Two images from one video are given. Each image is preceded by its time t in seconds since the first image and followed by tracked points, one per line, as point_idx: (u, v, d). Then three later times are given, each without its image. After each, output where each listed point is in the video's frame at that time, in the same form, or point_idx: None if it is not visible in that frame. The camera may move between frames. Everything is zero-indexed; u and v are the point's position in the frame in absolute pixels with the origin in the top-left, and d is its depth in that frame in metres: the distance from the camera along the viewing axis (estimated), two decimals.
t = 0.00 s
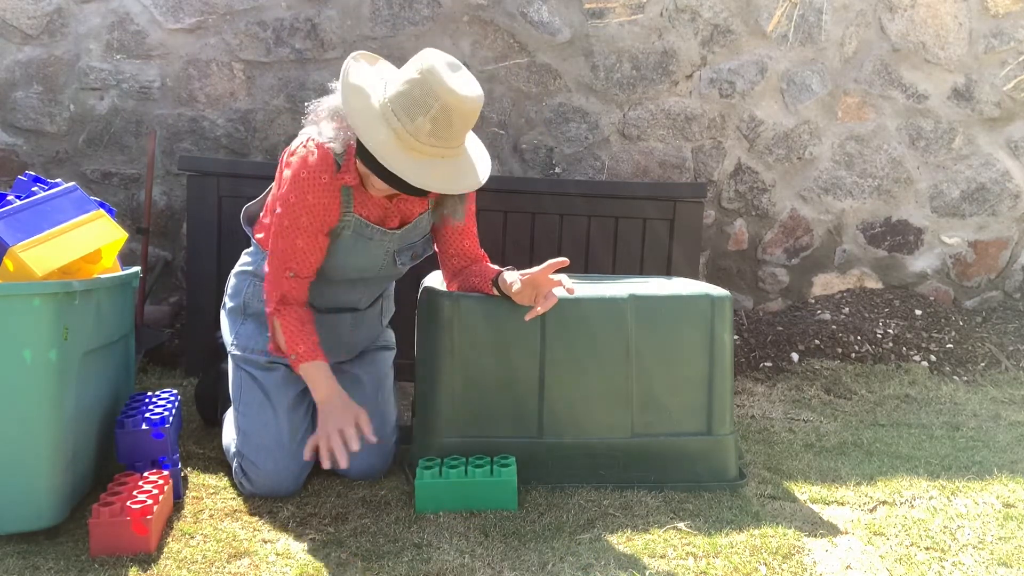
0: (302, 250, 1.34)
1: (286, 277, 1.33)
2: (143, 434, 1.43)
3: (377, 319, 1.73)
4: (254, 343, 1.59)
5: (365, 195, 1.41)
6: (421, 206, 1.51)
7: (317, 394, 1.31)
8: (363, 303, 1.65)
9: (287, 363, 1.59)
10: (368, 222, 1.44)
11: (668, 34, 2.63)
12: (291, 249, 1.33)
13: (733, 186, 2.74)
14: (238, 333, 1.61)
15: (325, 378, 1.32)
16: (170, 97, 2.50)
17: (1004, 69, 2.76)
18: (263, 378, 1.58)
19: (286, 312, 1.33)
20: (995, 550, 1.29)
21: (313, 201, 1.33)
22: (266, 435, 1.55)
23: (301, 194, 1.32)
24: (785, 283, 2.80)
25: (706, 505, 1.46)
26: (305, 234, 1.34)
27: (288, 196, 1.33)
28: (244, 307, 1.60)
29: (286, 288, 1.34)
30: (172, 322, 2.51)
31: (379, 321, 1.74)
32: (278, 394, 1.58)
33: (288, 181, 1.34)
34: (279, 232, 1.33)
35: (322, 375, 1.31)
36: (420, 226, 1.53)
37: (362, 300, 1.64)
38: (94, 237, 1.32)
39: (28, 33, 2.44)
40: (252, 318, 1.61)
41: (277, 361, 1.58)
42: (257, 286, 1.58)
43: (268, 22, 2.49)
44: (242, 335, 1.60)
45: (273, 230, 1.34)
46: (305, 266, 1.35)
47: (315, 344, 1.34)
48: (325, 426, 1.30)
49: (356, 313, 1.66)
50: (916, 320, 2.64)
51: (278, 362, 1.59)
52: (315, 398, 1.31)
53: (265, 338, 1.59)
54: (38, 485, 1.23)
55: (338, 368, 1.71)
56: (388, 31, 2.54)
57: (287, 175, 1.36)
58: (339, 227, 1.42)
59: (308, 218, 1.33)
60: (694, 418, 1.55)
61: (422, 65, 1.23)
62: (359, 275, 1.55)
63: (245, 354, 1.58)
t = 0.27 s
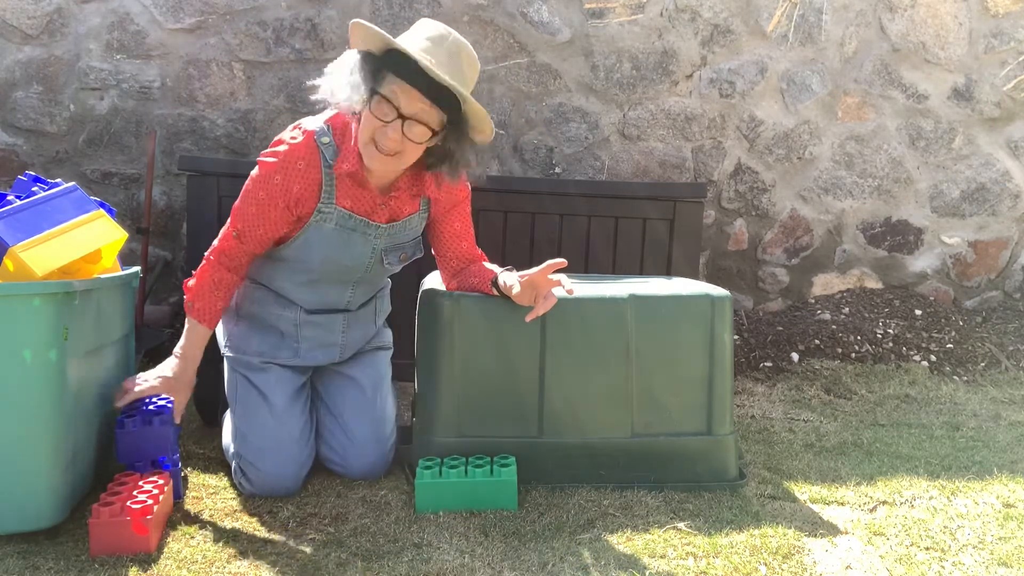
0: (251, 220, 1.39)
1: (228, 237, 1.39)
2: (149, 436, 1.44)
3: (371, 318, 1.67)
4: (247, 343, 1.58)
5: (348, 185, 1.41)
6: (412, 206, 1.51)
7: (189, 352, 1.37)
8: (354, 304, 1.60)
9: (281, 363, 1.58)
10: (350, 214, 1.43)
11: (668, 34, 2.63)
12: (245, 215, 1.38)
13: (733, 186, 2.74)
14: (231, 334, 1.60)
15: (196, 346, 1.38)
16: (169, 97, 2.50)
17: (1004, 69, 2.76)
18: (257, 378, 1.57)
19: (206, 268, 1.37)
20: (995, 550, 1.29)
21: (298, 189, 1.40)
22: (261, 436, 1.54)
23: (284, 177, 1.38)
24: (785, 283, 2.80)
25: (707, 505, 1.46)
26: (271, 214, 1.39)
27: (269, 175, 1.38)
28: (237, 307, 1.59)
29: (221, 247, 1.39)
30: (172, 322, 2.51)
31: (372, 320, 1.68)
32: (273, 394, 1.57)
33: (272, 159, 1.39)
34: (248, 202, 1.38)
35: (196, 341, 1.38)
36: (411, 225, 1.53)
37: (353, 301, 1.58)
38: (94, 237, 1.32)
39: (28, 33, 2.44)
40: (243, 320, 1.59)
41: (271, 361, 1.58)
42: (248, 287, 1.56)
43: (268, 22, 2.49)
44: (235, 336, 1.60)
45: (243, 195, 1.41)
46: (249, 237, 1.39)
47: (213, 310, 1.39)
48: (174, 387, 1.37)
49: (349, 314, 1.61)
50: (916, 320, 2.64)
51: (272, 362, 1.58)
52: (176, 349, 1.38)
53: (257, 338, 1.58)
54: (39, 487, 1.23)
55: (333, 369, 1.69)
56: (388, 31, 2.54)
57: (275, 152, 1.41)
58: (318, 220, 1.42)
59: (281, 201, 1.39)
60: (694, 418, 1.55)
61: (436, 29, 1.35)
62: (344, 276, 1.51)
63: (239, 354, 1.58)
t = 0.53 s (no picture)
0: (255, 213, 1.36)
1: (228, 233, 1.35)
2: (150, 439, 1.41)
3: (365, 317, 1.67)
4: (241, 343, 1.58)
5: (354, 174, 1.42)
6: (412, 200, 1.53)
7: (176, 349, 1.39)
8: (351, 302, 1.61)
9: (277, 363, 1.58)
10: (353, 205, 1.43)
11: (668, 34, 2.63)
12: (249, 207, 1.35)
13: (734, 186, 2.74)
14: (225, 334, 1.59)
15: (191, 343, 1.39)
16: (170, 97, 2.50)
17: (1004, 69, 2.76)
18: (254, 378, 1.57)
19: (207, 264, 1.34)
20: (995, 550, 1.29)
21: (307, 180, 1.39)
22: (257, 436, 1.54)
23: (294, 170, 1.37)
24: (784, 283, 2.80)
25: (707, 505, 1.46)
26: (279, 207, 1.37)
27: (278, 168, 1.36)
28: (231, 307, 1.58)
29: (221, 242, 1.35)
30: (172, 322, 2.51)
31: (368, 320, 1.68)
32: (269, 395, 1.57)
33: (281, 151, 1.37)
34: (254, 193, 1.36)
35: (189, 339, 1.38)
36: (410, 221, 1.54)
37: (350, 300, 1.59)
38: (94, 237, 1.32)
39: (28, 33, 2.44)
40: (238, 320, 1.59)
41: (267, 361, 1.57)
42: (243, 287, 1.56)
43: (268, 21, 2.49)
44: (229, 336, 1.59)
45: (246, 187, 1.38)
46: (252, 233, 1.36)
47: (207, 308, 1.36)
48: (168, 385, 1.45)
49: (344, 312, 1.61)
50: (915, 320, 2.64)
51: (267, 362, 1.57)
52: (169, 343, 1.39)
53: (252, 338, 1.58)
54: (39, 486, 1.24)
55: (329, 369, 1.69)
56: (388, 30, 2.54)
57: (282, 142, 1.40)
58: (320, 209, 1.42)
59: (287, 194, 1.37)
60: (694, 418, 1.55)
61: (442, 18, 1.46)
62: (346, 270, 1.51)
63: (234, 354, 1.57)
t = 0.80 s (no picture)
0: (260, 199, 1.36)
1: (233, 214, 1.35)
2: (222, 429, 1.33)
3: (364, 318, 1.68)
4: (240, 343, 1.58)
5: (358, 171, 1.43)
6: (415, 199, 1.53)
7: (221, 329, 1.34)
8: (350, 302, 1.62)
9: (277, 362, 1.58)
10: (356, 202, 1.43)
11: (668, 34, 2.63)
12: (253, 193, 1.36)
13: (733, 186, 2.74)
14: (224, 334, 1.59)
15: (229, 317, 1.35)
16: (170, 97, 2.50)
17: (1004, 69, 2.76)
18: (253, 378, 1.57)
19: (220, 246, 1.34)
20: (995, 550, 1.29)
21: (312, 174, 1.39)
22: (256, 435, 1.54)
23: (299, 163, 1.37)
24: (784, 283, 2.80)
25: (707, 505, 1.46)
26: (284, 197, 1.38)
27: (284, 160, 1.36)
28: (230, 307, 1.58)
29: (228, 226, 1.35)
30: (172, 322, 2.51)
31: (366, 321, 1.69)
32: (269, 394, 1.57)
33: (282, 144, 1.38)
34: (255, 180, 1.36)
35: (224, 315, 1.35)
36: (411, 220, 1.53)
37: (349, 298, 1.60)
38: (94, 237, 1.32)
39: (28, 33, 2.44)
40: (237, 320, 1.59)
41: (266, 360, 1.57)
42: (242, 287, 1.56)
43: (268, 21, 2.49)
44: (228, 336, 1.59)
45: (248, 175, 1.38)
46: (255, 218, 1.37)
47: (234, 289, 1.36)
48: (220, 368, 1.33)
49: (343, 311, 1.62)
50: (916, 320, 2.64)
51: (267, 362, 1.57)
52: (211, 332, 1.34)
53: (252, 338, 1.58)
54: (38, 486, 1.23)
55: (329, 369, 1.69)
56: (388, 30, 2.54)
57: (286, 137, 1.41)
58: (323, 205, 1.42)
59: (293, 185, 1.38)
60: (694, 418, 1.55)
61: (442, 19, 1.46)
62: (347, 269, 1.51)
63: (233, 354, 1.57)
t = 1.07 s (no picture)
0: (261, 205, 1.36)
1: (234, 224, 1.34)
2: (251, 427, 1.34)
3: (362, 319, 1.68)
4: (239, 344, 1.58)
5: (352, 171, 1.43)
6: (410, 198, 1.53)
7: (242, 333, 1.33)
8: (347, 302, 1.62)
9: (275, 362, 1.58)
10: (352, 202, 1.44)
11: (668, 34, 2.63)
12: (254, 201, 1.35)
13: (734, 186, 2.74)
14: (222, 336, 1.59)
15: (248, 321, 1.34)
16: (170, 97, 2.50)
17: (1004, 69, 2.76)
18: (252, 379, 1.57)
19: (228, 254, 1.33)
20: (995, 550, 1.29)
21: (310, 175, 1.39)
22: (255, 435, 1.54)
23: (294, 164, 1.36)
24: (785, 283, 2.80)
25: (707, 505, 1.46)
26: (284, 200, 1.37)
27: (279, 163, 1.35)
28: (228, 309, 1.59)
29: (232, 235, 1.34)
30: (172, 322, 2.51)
31: (365, 321, 1.69)
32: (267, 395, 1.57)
33: (275, 149, 1.36)
34: (252, 187, 1.35)
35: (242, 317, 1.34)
36: (405, 220, 1.54)
37: (347, 298, 1.60)
38: (94, 237, 1.32)
39: (28, 33, 2.44)
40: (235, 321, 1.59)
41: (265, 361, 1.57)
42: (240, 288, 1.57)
43: (268, 21, 2.49)
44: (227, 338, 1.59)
45: (245, 185, 1.37)
46: (258, 224, 1.36)
47: (247, 291, 1.35)
48: (248, 380, 1.32)
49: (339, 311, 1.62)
50: (916, 320, 2.64)
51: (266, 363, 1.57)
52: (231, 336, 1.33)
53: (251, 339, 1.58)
54: (38, 486, 1.23)
55: (328, 370, 1.69)
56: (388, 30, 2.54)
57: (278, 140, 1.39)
58: (318, 206, 1.42)
59: (292, 187, 1.37)
60: (694, 418, 1.55)
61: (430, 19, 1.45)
62: (344, 269, 1.52)
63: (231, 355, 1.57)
